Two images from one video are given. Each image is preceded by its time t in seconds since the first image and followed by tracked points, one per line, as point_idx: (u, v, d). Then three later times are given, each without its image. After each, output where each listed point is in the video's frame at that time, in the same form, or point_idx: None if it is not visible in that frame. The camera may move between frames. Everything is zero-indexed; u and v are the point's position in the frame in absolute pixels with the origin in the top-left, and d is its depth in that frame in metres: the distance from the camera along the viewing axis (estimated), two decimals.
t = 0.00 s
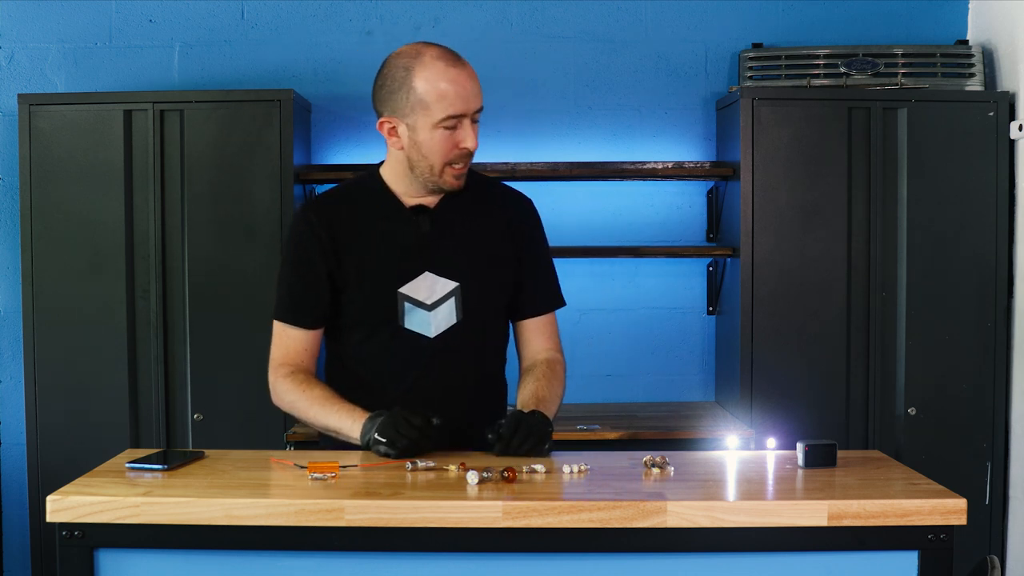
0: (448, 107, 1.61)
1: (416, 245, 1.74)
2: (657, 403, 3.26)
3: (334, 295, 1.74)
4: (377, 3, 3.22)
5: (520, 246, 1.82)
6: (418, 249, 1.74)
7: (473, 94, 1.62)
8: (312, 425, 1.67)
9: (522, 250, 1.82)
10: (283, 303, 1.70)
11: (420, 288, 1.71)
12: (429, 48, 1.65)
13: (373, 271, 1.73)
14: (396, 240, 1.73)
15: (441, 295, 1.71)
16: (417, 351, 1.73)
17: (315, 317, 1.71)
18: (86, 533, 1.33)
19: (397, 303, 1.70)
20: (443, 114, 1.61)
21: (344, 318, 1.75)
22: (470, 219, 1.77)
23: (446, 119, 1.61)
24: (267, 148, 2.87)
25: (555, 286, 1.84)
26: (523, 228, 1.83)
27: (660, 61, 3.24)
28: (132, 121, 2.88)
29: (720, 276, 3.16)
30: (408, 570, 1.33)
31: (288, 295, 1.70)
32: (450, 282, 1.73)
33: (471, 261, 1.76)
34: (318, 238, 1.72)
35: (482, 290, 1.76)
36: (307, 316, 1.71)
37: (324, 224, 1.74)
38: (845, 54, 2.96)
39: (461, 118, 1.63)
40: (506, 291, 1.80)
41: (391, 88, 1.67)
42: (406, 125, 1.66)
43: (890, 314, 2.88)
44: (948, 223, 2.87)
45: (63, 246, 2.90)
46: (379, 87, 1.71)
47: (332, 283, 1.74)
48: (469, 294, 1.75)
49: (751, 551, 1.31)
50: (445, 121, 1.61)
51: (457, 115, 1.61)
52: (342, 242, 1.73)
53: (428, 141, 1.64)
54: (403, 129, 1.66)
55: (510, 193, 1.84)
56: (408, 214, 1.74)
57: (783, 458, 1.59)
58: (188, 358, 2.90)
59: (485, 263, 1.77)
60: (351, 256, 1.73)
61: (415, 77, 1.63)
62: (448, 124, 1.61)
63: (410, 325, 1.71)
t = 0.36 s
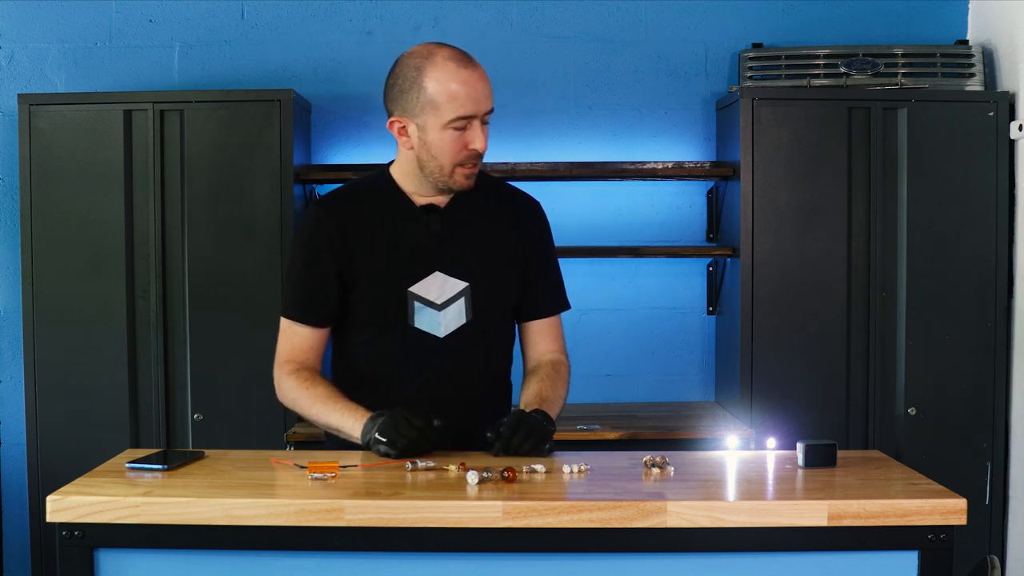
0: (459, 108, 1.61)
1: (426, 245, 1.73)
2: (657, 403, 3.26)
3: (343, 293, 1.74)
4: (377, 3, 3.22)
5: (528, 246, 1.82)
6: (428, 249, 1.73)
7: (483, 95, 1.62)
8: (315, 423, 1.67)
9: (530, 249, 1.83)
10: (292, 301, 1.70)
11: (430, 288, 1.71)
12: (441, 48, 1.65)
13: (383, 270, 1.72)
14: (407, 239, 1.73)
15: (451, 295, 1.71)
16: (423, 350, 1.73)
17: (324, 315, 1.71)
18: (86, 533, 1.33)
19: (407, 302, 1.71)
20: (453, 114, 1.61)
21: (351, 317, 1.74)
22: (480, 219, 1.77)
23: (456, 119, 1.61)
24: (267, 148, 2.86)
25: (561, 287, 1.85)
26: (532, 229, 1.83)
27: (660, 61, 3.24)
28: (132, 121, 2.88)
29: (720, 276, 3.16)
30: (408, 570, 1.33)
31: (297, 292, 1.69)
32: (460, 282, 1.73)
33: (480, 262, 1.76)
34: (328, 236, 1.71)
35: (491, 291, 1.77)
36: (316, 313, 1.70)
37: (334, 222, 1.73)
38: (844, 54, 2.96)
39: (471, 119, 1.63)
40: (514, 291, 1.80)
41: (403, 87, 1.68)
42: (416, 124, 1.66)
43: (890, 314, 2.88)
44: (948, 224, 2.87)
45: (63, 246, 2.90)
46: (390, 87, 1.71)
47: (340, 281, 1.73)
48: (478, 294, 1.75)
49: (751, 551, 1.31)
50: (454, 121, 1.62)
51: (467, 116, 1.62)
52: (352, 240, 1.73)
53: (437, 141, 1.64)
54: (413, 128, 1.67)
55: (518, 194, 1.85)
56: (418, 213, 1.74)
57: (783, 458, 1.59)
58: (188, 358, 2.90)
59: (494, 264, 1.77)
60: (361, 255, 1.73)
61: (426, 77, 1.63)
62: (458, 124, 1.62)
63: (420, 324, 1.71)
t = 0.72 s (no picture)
0: (468, 107, 1.62)
1: (445, 244, 1.73)
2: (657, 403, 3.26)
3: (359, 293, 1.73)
4: (377, 3, 3.22)
5: (548, 247, 1.82)
6: (446, 248, 1.73)
7: (492, 94, 1.63)
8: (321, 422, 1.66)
9: (550, 250, 1.83)
10: (309, 300, 1.69)
11: (449, 288, 1.70)
12: (450, 49, 1.67)
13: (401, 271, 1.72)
14: (425, 240, 1.73)
15: (470, 295, 1.71)
16: (435, 351, 1.72)
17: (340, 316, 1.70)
18: (86, 533, 1.33)
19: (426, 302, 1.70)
20: (463, 114, 1.62)
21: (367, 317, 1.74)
22: (500, 220, 1.77)
23: (466, 118, 1.62)
24: (267, 148, 2.87)
25: (578, 294, 1.87)
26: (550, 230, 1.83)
27: (660, 61, 3.24)
28: (132, 121, 2.88)
29: (720, 276, 3.16)
30: (408, 570, 1.33)
31: (314, 292, 1.69)
32: (478, 283, 1.73)
33: (498, 263, 1.76)
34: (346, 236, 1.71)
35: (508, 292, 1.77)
36: (333, 313, 1.69)
37: (352, 222, 1.72)
38: (844, 54, 2.96)
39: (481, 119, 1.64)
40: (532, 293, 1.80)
41: (414, 89, 1.69)
42: (426, 124, 1.67)
43: (890, 314, 2.88)
44: (948, 224, 2.87)
45: (63, 246, 2.90)
46: (401, 89, 1.73)
47: (356, 282, 1.72)
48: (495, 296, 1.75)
49: (751, 551, 1.31)
50: (465, 120, 1.63)
51: (477, 115, 1.63)
52: (369, 240, 1.72)
53: (449, 141, 1.65)
54: (425, 129, 1.68)
55: (537, 195, 1.85)
56: (437, 213, 1.74)
57: (783, 459, 1.59)
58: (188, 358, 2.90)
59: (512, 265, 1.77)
60: (378, 255, 1.72)
61: (435, 78, 1.65)
62: (468, 123, 1.63)
63: (438, 325, 1.70)
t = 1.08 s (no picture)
0: (526, 105, 1.61)
1: (487, 241, 1.74)
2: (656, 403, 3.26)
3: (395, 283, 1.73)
4: (377, 3, 3.22)
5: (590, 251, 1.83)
6: (488, 245, 1.74)
7: (550, 93, 1.62)
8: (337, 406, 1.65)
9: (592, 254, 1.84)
10: (345, 284, 1.68)
11: (490, 284, 1.70)
12: (510, 44, 1.65)
13: (442, 263, 1.72)
14: (469, 233, 1.73)
15: (510, 293, 1.70)
16: (445, 350, 1.72)
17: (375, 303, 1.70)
18: (86, 532, 1.33)
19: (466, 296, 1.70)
20: (519, 111, 1.61)
21: (400, 308, 1.73)
22: (544, 221, 1.77)
23: (522, 115, 1.61)
24: (267, 148, 2.87)
25: (615, 300, 1.87)
26: (591, 236, 1.83)
27: (660, 61, 3.24)
28: (132, 121, 2.88)
29: (720, 276, 3.16)
30: (408, 569, 1.33)
31: (352, 277, 1.68)
32: (519, 281, 1.73)
33: (538, 263, 1.76)
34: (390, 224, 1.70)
35: (547, 293, 1.77)
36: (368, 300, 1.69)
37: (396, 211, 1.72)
38: (844, 54, 2.96)
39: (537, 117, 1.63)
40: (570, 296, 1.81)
41: (469, 82, 1.67)
42: (481, 118, 1.65)
43: (890, 314, 2.88)
44: (948, 224, 2.87)
45: (63, 246, 2.90)
46: (457, 81, 1.71)
47: (395, 271, 1.72)
48: (533, 295, 1.75)
49: (751, 551, 1.31)
50: (521, 117, 1.61)
51: (533, 114, 1.62)
52: (412, 231, 1.72)
53: (501, 136, 1.64)
54: (479, 123, 1.66)
55: (582, 201, 1.85)
56: (483, 209, 1.73)
57: (783, 459, 1.59)
58: (188, 358, 2.90)
59: (553, 266, 1.78)
60: (419, 246, 1.72)
61: (493, 73, 1.63)
62: (524, 121, 1.61)
63: (476, 319, 1.71)
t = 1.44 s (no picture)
0: (565, 107, 1.60)
1: (519, 241, 1.73)
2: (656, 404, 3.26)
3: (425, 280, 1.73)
4: (378, 3, 3.22)
5: (621, 252, 1.83)
6: (520, 246, 1.73)
7: (589, 97, 1.60)
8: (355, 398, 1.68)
9: (623, 256, 1.83)
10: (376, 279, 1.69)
11: (519, 284, 1.70)
12: (553, 46, 1.64)
13: (471, 261, 1.72)
14: (501, 232, 1.73)
15: (539, 293, 1.71)
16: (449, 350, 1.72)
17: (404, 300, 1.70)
18: (86, 533, 1.33)
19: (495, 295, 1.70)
20: (558, 113, 1.60)
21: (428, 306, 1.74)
22: (576, 223, 1.77)
23: (560, 117, 1.60)
24: (267, 147, 2.87)
25: (644, 306, 1.88)
26: (622, 240, 1.83)
27: (660, 61, 3.24)
28: (132, 121, 2.88)
29: (720, 276, 3.15)
30: (408, 569, 1.33)
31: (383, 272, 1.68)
32: (549, 282, 1.73)
33: (569, 266, 1.76)
34: (423, 222, 1.71)
35: (575, 295, 1.77)
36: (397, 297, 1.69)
37: (430, 209, 1.72)
38: (844, 54, 2.96)
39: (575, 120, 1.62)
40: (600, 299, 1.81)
41: (510, 81, 1.67)
42: (519, 118, 1.65)
43: (890, 314, 2.88)
44: (948, 224, 2.87)
45: (63, 246, 2.90)
46: (497, 79, 1.70)
47: (425, 267, 1.72)
48: (562, 296, 1.74)
49: (751, 550, 1.31)
50: (559, 119, 1.61)
51: (572, 117, 1.61)
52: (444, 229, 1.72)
53: (539, 137, 1.63)
54: (517, 123, 1.66)
55: (613, 205, 1.85)
56: (517, 209, 1.73)
57: (784, 459, 1.59)
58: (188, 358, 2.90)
59: (583, 269, 1.77)
60: (451, 245, 1.72)
61: (534, 73, 1.62)
62: (562, 123, 1.61)
63: (505, 319, 1.71)
